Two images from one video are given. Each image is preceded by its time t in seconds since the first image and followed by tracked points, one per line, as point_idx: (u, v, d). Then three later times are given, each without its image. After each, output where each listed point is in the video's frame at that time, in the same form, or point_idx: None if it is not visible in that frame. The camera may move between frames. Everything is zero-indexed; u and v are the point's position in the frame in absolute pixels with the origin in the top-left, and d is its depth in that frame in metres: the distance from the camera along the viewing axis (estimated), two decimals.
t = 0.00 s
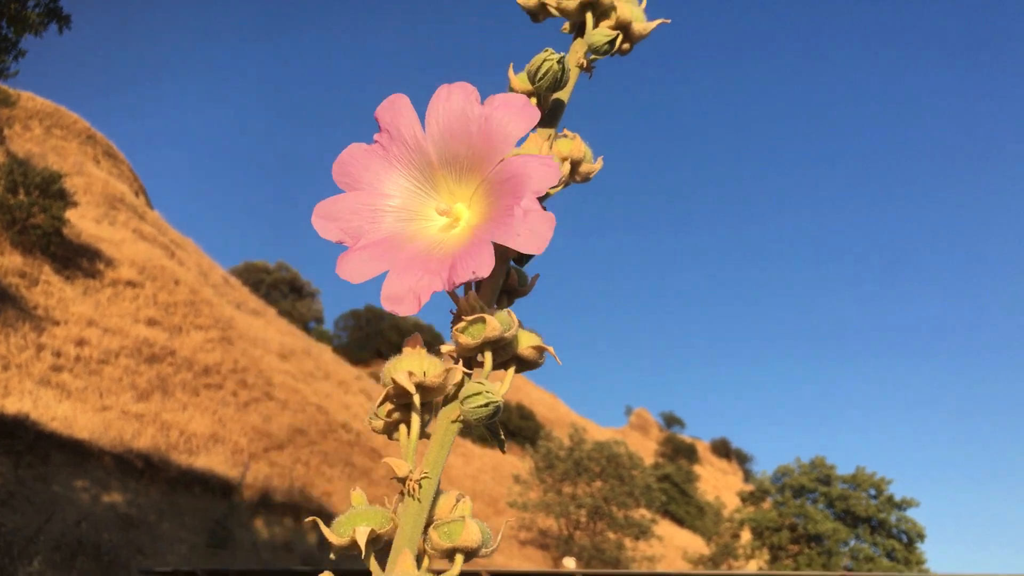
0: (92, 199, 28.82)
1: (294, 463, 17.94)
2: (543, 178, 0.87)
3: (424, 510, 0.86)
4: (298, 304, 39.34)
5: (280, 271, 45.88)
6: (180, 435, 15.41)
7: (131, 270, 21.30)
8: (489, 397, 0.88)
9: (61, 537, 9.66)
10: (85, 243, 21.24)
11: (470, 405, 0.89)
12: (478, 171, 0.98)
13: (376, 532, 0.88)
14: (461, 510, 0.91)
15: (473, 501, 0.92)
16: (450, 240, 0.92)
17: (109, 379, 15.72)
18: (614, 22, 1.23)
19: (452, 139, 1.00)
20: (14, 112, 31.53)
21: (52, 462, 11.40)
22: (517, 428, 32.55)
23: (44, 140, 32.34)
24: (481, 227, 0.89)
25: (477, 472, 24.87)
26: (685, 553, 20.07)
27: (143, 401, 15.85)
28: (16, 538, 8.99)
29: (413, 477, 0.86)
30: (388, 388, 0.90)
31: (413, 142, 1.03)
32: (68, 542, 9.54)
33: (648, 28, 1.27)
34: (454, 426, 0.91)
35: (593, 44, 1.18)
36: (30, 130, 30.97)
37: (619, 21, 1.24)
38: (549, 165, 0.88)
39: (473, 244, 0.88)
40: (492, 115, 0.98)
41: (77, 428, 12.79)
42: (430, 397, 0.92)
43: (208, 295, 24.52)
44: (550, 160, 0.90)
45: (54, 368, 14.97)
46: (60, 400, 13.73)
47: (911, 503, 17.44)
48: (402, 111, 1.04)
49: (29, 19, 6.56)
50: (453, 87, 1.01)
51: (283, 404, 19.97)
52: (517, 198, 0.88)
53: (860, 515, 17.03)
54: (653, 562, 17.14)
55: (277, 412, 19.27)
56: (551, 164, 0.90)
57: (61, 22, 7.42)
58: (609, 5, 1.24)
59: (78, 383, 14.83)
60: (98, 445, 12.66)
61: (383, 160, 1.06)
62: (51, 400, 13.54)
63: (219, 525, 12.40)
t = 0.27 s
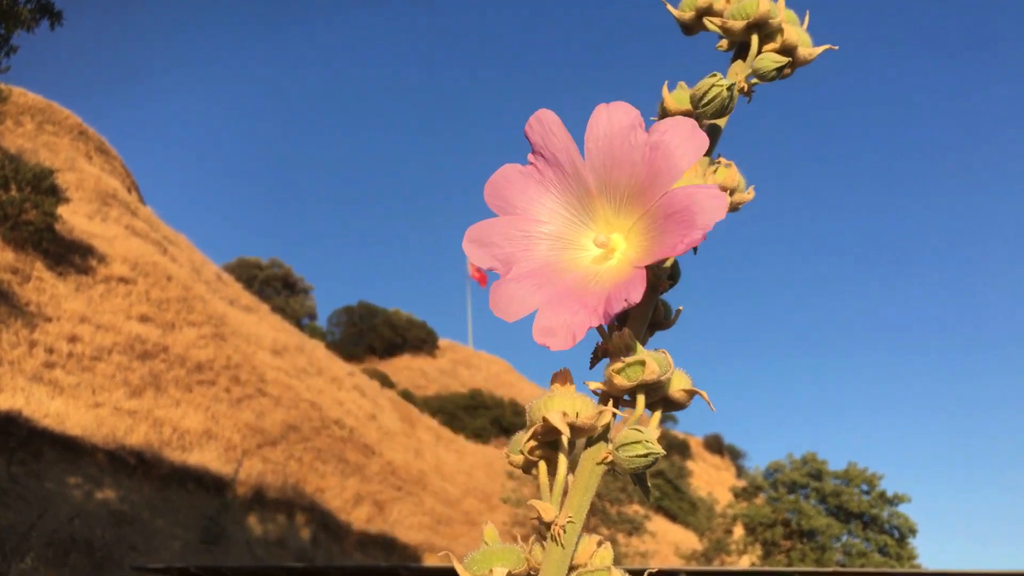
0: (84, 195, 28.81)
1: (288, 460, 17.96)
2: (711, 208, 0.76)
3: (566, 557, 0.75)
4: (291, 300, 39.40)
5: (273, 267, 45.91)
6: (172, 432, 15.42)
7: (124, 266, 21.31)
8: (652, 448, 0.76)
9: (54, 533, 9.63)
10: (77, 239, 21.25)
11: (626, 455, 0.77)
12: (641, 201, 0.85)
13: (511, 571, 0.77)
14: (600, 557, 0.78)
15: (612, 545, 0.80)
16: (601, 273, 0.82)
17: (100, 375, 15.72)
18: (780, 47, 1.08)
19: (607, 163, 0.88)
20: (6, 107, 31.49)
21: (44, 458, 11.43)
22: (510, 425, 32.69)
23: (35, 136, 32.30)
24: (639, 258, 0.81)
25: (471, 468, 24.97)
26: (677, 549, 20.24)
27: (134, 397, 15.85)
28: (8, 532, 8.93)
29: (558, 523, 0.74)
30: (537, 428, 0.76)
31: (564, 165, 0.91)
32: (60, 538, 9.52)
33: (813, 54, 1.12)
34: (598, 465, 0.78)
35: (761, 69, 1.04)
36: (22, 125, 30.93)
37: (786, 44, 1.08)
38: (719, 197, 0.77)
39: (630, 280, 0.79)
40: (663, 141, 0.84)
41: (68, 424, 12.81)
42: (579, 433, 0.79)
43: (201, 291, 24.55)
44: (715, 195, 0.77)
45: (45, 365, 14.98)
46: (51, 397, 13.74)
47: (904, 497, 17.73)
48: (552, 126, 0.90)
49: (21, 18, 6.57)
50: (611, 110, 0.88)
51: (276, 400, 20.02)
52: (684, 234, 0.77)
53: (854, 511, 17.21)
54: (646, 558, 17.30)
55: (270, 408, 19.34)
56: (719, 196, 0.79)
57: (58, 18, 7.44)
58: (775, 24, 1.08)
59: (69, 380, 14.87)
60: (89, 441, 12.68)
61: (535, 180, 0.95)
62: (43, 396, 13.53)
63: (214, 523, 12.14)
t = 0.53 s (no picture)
0: (80, 193, 28.92)
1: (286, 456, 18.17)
2: (762, 213, 0.92)
3: (596, 549, 0.94)
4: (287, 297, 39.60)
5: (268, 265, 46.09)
6: (170, 429, 15.63)
7: (120, 265, 21.48)
8: (680, 437, 0.93)
9: (53, 531, 9.91)
10: (74, 237, 21.41)
11: (662, 445, 0.95)
12: (681, 185, 1.06)
13: (538, 565, 0.99)
14: (630, 552, 0.97)
15: (643, 541, 0.98)
16: (647, 254, 1.03)
17: (98, 373, 15.91)
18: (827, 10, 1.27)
19: (656, 150, 1.07)
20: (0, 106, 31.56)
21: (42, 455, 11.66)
22: (507, 420, 32.98)
23: (30, 135, 32.40)
24: (685, 250, 0.98)
25: (468, 464, 25.26)
26: (673, 542, 20.53)
27: (132, 395, 16.05)
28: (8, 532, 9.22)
29: (588, 518, 0.93)
30: (569, 418, 0.97)
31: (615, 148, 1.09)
32: (59, 536, 9.79)
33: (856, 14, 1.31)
34: (630, 460, 0.97)
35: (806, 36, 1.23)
36: (17, 125, 31.02)
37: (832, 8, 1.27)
38: (776, 200, 0.92)
39: (680, 268, 0.96)
40: (708, 126, 1.03)
41: (66, 423, 13.02)
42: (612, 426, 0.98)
43: (197, 289, 24.73)
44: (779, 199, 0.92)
45: (44, 363, 15.15)
46: (49, 395, 13.91)
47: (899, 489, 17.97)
48: (607, 109, 1.09)
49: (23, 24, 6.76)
50: (668, 88, 1.06)
51: (273, 397, 20.32)
52: (736, 224, 0.94)
53: (849, 504, 17.48)
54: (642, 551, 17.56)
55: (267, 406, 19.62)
56: (772, 191, 0.95)
57: (55, 21, 7.63)
58: None
59: (68, 377, 15.08)
60: (88, 439, 12.88)
61: (578, 159, 1.12)
62: (42, 394, 13.69)
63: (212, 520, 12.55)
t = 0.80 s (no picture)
0: (77, 189, 28.74)
1: (286, 451, 18.18)
2: (672, 185, 0.93)
3: (531, 532, 0.89)
4: (286, 292, 39.57)
5: (267, 260, 46.00)
6: (171, 425, 15.45)
7: (118, 261, 21.38)
8: (608, 417, 0.91)
9: (54, 527, 9.91)
10: (71, 234, 21.28)
11: (590, 425, 0.92)
12: (596, 169, 1.07)
13: (477, 549, 0.93)
14: (564, 532, 0.92)
15: (577, 523, 0.94)
16: (566, 240, 1.05)
17: (99, 370, 15.76)
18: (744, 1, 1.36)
19: (571, 137, 1.09)
20: None
21: (43, 452, 11.57)
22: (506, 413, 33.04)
23: (27, 131, 32.22)
24: (604, 231, 1.00)
25: (468, 457, 25.32)
26: (674, 534, 20.59)
27: (134, 391, 15.98)
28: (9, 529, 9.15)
29: (521, 497, 0.88)
30: (501, 401, 0.95)
31: (532, 140, 1.11)
32: (60, 533, 9.75)
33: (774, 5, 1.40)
34: (562, 441, 0.94)
35: (725, 22, 1.31)
36: (13, 120, 30.79)
37: None
38: (685, 167, 0.94)
39: (596, 252, 0.97)
40: (617, 111, 1.04)
41: (67, 420, 12.86)
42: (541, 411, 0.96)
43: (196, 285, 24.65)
44: (687, 164, 0.94)
45: (44, 360, 15.05)
46: (49, 392, 13.65)
47: (900, 479, 17.97)
48: (520, 102, 1.11)
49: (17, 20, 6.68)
50: (575, 72, 1.04)
51: (274, 392, 20.21)
52: (647, 203, 0.96)
53: (849, 494, 17.50)
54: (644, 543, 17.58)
55: (268, 401, 19.44)
56: (685, 164, 0.95)
57: (49, 16, 7.57)
58: None
59: (67, 374, 14.91)
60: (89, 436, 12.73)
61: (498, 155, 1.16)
62: (42, 391, 13.62)
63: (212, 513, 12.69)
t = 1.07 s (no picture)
0: (66, 184, 28.69)
1: (278, 446, 18.29)
2: (613, 211, 1.01)
3: (499, 537, 0.83)
4: (276, 286, 39.55)
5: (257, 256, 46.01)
6: (161, 421, 15.57)
7: (108, 257, 21.39)
8: (571, 426, 0.85)
9: (44, 523, 9.81)
10: (60, 229, 21.27)
11: (551, 436, 0.85)
12: (547, 202, 1.18)
13: (449, 558, 0.83)
14: (533, 535, 0.85)
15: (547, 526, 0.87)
16: (521, 270, 1.14)
17: (89, 365, 15.76)
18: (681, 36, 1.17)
19: (524, 175, 1.18)
20: None
21: (33, 449, 11.55)
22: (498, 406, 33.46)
23: (15, 127, 32.12)
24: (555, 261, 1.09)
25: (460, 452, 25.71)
26: (665, 527, 20.88)
27: (124, 387, 15.97)
28: None
29: (490, 504, 0.82)
30: (467, 415, 0.88)
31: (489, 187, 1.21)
32: (51, 529, 9.64)
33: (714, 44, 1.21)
34: (527, 450, 0.88)
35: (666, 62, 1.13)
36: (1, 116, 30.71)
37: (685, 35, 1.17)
38: (618, 201, 1.02)
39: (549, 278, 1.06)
40: (561, 150, 1.14)
41: (57, 417, 12.97)
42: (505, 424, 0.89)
43: (186, 281, 24.70)
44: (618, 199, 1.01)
45: (34, 356, 14.99)
46: (39, 388, 13.64)
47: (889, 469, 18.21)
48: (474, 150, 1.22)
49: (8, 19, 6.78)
50: (524, 131, 1.16)
51: (266, 388, 20.17)
52: (589, 235, 1.04)
53: (840, 486, 17.75)
54: (635, 536, 17.77)
55: (259, 395, 19.56)
56: (622, 193, 1.05)
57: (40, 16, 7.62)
58: (680, 20, 1.17)
59: (57, 370, 14.84)
60: (79, 432, 12.81)
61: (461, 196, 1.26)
62: (31, 387, 13.53)
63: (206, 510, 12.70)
